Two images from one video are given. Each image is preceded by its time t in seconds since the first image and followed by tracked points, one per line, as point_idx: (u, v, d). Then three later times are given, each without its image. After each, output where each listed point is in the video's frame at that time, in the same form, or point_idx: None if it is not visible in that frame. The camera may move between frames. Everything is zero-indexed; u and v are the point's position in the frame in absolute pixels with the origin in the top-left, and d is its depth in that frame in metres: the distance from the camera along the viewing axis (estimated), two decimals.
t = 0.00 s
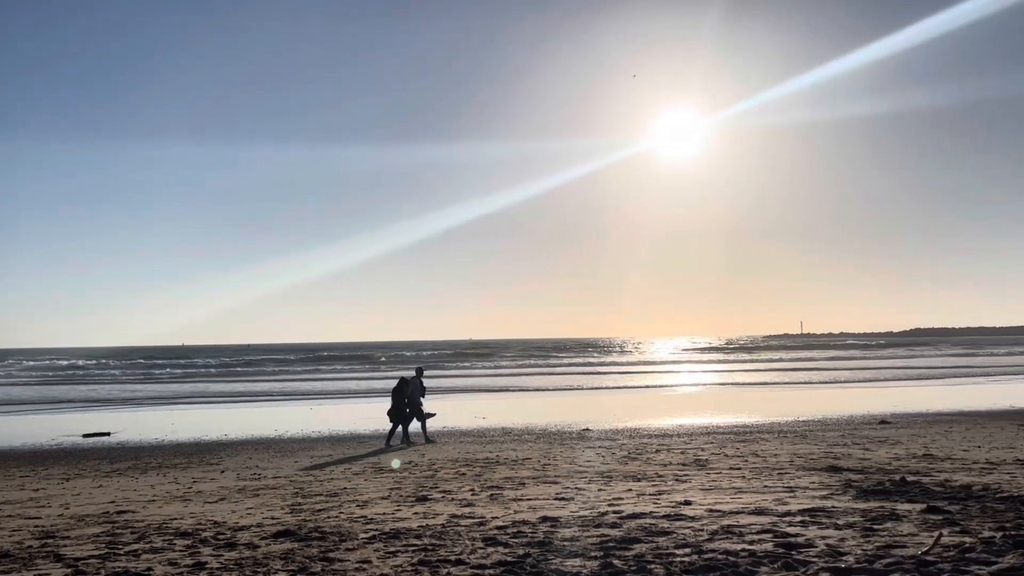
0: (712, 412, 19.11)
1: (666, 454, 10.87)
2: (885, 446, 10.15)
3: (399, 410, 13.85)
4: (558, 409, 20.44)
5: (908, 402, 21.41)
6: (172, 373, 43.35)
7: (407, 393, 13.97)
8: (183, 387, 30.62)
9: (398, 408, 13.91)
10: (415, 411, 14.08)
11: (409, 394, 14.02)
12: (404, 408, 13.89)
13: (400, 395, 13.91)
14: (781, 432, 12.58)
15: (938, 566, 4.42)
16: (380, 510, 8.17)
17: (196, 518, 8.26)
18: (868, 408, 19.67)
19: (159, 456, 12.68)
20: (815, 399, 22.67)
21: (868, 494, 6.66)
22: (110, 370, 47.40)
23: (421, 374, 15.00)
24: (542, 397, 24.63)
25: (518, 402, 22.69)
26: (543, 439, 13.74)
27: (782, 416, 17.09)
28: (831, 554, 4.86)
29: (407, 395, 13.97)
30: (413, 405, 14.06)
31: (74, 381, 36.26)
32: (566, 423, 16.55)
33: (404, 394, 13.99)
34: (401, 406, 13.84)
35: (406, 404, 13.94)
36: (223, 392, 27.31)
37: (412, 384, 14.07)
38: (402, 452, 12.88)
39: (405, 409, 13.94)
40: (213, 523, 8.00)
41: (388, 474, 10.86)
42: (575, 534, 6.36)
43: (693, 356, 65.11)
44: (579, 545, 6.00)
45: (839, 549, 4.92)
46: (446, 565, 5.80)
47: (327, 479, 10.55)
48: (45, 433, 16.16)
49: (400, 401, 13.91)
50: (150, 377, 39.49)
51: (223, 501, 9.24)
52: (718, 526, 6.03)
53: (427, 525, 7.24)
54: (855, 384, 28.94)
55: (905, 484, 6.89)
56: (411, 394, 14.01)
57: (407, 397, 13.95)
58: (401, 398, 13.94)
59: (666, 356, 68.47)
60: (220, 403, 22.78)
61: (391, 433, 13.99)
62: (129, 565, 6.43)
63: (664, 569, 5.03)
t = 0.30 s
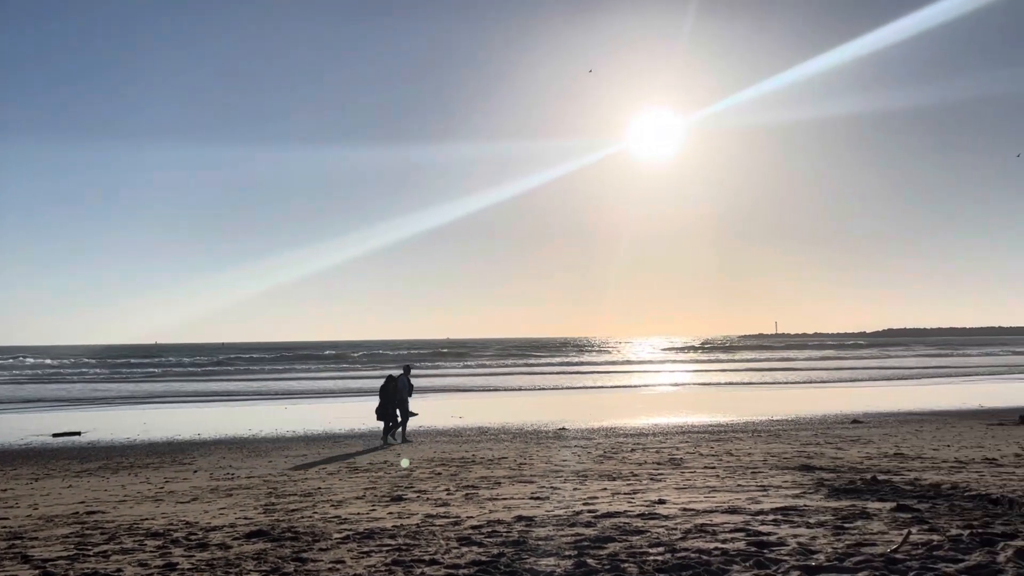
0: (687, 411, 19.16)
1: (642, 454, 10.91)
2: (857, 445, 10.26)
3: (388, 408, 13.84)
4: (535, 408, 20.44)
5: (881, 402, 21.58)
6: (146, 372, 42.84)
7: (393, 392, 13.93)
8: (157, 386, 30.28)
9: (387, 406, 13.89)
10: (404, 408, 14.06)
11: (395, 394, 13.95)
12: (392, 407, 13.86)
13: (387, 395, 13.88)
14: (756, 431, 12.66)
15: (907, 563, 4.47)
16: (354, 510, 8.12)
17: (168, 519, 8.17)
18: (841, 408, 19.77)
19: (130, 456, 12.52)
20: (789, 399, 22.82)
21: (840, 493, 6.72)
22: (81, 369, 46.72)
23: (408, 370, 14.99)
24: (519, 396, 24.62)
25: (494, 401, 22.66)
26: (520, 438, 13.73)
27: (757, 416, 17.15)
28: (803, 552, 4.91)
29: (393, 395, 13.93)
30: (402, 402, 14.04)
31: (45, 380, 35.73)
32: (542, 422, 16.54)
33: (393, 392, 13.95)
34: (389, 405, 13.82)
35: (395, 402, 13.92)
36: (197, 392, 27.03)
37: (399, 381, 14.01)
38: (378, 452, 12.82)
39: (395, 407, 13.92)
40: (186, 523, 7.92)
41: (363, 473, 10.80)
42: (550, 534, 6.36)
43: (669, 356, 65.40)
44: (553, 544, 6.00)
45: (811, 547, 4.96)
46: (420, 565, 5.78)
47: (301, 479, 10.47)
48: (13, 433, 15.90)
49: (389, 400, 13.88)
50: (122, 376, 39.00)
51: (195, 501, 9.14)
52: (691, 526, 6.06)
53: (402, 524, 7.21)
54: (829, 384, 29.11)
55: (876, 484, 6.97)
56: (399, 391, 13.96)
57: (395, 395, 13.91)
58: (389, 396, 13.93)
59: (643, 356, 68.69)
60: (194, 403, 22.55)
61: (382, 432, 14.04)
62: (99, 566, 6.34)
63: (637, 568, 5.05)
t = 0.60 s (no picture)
0: (662, 410, 19.24)
1: (617, 452, 10.95)
2: (829, 443, 10.37)
3: (373, 409, 13.81)
4: (511, 407, 20.43)
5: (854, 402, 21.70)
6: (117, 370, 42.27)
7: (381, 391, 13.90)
8: (129, 385, 29.92)
9: (372, 406, 13.87)
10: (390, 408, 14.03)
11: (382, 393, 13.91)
12: (378, 408, 13.83)
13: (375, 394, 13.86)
14: (729, 430, 12.74)
15: (875, 561, 4.52)
16: (328, 509, 8.08)
17: (139, 518, 8.08)
18: (814, 407, 19.85)
19: (101, 455, 12.35)
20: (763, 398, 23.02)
21: (811, 491, 6.79)
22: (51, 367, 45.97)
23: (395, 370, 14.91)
24: (495, 395, 24.61)
25: (470, 400, 22.63)
26: (496, 437, 13.71)
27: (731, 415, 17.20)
28: (774, 550, 4.95)
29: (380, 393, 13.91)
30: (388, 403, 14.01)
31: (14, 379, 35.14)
32: (518, 421, 16.53)
33: (379, 392, 13.89)
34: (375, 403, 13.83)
35: (379, 402, 13.87)
36: (170, 391, 26.71)
37: (387, 381, 13.94)
38: (352, 451, 12.75)
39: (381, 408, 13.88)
40: (156, 523, 7.83)
41: (337, 473, 10.73)
42: (523, 532, 6.36)
43: (645, 355, 65.67)
44: (527, 543, 6.00)
45: (781, 545, 5.00)
46: (393, 564, 5.76)
47: (276, 479, 10.39)
48: None
49: (374, 401, 13.84)
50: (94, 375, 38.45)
51: (166, 501, 9.05)
52: (665, 524, 6.09)
53: (375, 524, 7.18)
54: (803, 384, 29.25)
55: (846, 482, 7.05)
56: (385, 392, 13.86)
57: (381, 396, 13.85)
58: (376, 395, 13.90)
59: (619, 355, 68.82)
60: (166, 402, 22.29)
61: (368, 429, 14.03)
62: (66, 567, 6.25)
63: (610, 566, 5.06)
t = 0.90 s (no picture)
0: (636, 410, 19.33)
1: (591, 451, 10.99)
2: (800, 443, 10.47)
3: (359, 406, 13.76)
4: (486, 407, 20.43)
5: (825, 401, 21.92)
6: (87, 369, 41.68)
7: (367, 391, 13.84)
8: (98, 384, 29.51)
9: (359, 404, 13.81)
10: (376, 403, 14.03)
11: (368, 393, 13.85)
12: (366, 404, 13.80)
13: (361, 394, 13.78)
14: (701, 429, 12.82)
15: (842, 559, 4.56)
16: (299, 509, 8.02)
17: (107, 519, 7.96)
18: (788, 407, 19.97)
19: (68, 455, 12.16)
20: (736, 397, 23.22)
21: (781, 489, 6.84)
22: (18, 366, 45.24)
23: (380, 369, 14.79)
24: (470, 394, 24.60)
25: (445, 400, 22.58)
26: (470, 437, 13.69)
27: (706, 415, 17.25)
28: (744, 548, 4.98)
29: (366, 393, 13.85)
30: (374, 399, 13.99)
31: None
32: (492, 421, 16.52)
33: (365, 392, 13.86)
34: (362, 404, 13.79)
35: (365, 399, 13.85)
36: (141, 390, 26.39)
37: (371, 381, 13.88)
38: (325, 451, 12.67)
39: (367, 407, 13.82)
40: (124, 523, 7.73)
41: (310, 472, 10.64)
42: (496, 532, 6.35)
43: (619, 355, 65.89)
44: (500, 543, 5.99)
45: (751, 544, 5.03)
46: (364, 564, 5.72)
47: (247, 479, 10.30)
48: None
49: (360, 400, 13.78)
50: (63, 373, 37.89)
51: (136, 501, 8.93)
52: (636, 523, 6.11)
53: (347, 524, 7.13)
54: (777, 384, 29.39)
55: (816, 481, 7.11)
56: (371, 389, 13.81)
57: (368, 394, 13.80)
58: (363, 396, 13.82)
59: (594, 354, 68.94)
60: (136, 401, 22.01)
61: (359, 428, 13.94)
62: (31, 568, 6.15)
63: (582, 565, 5.06)
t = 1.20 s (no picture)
0: (609, 409, 19.41)
1: (563, 450, 11.01)
2: (770, 441, 10.57)
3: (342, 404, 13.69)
4: (459, 406, 20.40)
5: (795, 400, 22.15)
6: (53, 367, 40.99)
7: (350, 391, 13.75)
8: (65, 383, 29.06)
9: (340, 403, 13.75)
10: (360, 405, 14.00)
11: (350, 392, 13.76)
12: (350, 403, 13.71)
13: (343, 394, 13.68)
14: (673, 428, 12.90)
15: (809, 556, 4.61)
16: (269, 509, 7.94)
17: (71, 520, 7.83)
18: (758, 406, 20.12)
19: (33, 455, 11.94)
20: (708, 397, 23.40)
21: (751, 487, 6.91)
22: None
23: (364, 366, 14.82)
24: (443, 393, 24.55)
25: (418, 399, 22.51)
26: (443, 436, 13.65)
27: (678, 414, 17.33)
28: (713, 546, 5.01)
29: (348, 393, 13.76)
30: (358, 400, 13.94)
31: None
32: (465, 420, 16.50)
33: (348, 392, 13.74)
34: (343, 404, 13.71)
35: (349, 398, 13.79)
36: (108, 389, 26.01)
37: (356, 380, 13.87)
38: (296, 450, 12.58)
39: (348, 408, 13.74)
40: (89, 524, 7.61)
41: (280, 472, 10.56)
42: (467, 531, 6.34)
43: (593, 354, 66.04)
44: (471, 542, 5.97)
45: (720, 541, 5.07)
46: (333, 564, 5.68)
47: (217, 478, 10.19)
48: None
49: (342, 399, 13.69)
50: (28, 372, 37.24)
51: (102, 501, 8.79)
52: (608, 521, 6.12)
53: (317, 524, 7.08)
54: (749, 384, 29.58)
55: (785, 479, 7.18)
56: (355, 388, 13.78)
57: (351, 392, 13.74)
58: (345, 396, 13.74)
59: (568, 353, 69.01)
60: (104, 400, 21.67)
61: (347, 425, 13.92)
62: None
63: (552, 564, 5.06)
